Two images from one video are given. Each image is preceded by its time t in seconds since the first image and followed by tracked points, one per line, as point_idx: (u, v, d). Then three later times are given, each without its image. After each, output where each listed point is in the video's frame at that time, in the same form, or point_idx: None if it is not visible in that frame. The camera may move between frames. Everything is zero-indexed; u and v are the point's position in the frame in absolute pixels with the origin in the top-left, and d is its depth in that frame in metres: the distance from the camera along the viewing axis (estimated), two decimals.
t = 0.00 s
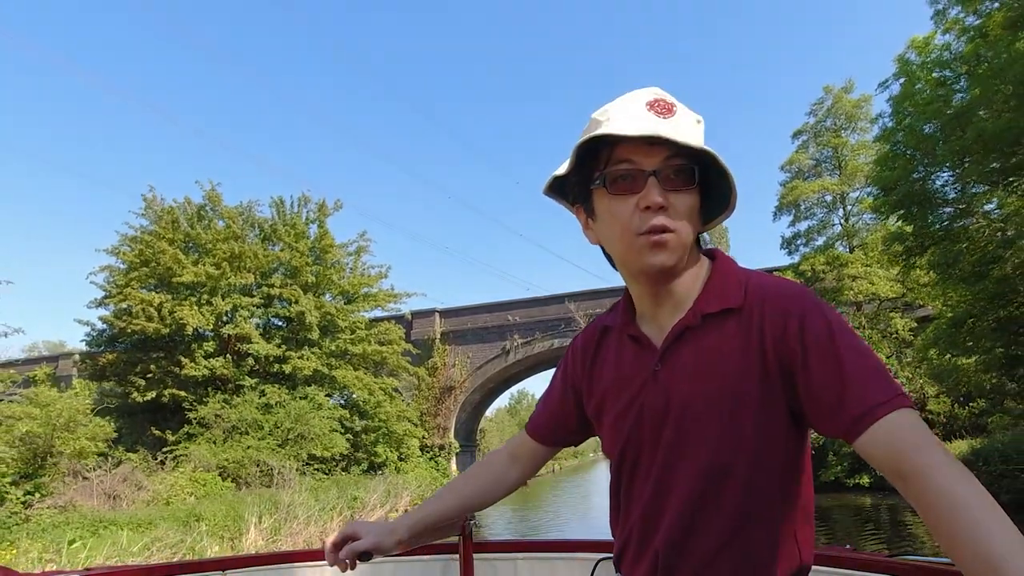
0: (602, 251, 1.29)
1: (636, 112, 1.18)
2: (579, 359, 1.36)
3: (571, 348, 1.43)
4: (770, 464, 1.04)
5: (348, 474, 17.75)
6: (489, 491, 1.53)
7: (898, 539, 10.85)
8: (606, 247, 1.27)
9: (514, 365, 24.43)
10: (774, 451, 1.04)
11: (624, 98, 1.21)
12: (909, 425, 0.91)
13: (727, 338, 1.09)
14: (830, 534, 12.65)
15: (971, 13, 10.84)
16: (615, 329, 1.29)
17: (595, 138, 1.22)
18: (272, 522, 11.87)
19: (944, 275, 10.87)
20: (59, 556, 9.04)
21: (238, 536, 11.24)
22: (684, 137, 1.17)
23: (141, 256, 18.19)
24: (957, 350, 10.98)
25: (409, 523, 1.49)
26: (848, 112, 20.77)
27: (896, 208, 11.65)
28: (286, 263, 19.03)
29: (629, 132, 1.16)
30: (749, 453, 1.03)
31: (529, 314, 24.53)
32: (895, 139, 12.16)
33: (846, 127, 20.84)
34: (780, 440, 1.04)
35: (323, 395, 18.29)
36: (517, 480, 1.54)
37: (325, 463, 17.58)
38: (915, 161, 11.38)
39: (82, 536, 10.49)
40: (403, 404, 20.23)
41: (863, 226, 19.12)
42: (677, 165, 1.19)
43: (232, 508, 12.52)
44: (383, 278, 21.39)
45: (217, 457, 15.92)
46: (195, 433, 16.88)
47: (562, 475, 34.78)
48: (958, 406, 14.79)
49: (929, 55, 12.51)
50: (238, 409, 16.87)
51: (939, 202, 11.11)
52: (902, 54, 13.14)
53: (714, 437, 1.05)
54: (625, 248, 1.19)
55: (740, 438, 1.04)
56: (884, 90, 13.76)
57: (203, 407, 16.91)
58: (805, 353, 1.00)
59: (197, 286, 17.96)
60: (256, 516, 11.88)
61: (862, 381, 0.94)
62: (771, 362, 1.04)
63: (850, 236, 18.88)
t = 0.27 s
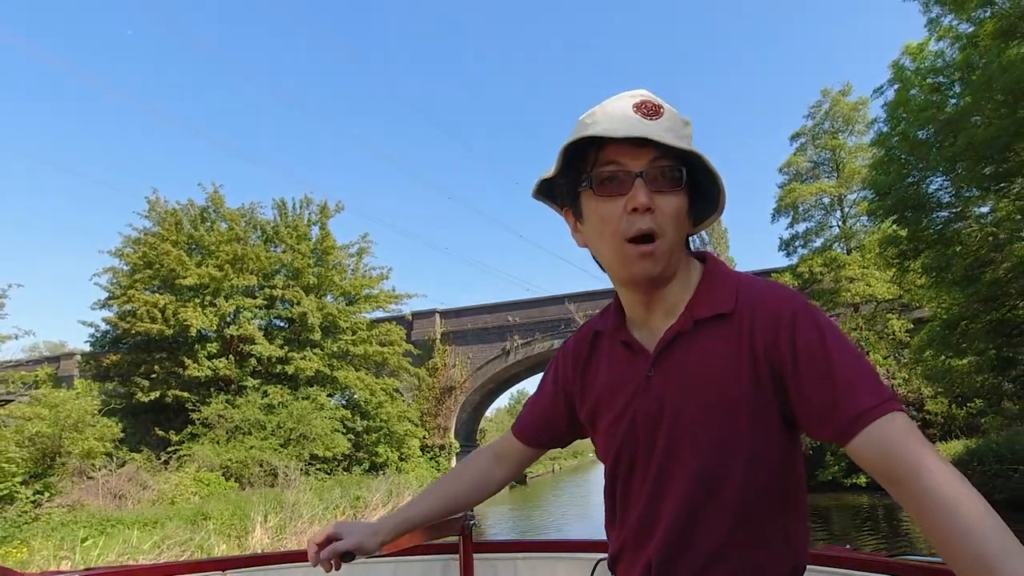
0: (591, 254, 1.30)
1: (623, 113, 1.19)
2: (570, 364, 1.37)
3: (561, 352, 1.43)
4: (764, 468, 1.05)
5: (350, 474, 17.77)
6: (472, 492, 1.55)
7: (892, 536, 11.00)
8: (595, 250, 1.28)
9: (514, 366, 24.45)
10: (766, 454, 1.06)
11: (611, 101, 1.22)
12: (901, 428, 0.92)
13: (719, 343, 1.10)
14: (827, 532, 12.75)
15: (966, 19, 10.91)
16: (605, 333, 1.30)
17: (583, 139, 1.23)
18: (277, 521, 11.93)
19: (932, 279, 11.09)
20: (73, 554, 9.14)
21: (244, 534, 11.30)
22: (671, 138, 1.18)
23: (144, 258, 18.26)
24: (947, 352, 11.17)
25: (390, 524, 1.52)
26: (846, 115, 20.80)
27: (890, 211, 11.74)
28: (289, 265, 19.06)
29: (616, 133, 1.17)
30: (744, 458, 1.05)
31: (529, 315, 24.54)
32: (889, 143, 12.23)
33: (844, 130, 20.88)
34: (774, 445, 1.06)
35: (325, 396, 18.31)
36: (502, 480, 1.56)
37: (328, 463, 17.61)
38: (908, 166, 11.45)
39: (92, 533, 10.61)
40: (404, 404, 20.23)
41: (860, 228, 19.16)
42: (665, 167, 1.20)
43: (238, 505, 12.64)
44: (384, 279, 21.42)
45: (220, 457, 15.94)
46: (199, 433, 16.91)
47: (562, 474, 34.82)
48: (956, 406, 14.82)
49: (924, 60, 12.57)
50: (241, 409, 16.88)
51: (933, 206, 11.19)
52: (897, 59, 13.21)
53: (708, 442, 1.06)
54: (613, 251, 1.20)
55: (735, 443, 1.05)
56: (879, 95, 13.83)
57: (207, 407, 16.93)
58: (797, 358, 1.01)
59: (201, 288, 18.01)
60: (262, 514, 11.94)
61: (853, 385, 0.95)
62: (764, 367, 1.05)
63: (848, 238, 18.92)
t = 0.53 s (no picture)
0: (586, 255, 1.30)
1: (616, 112, 1.19)
2: (564, 364, 1.38)
3: (555, 353, 1.44)
4: (760, 469, 1.06)
5: (352, 475, 17.78)
6: (455, 492, 1.55)
7: (890, 535, 11.10)
8: (589, 249, 1.29)
9: (514, 366, 24.46)
10: (762, 455, 1.07)
11: (604, 100, 1.22)
12: (894, 430, 0.93)
13: (714, 344, 1.11)
14: (826, 532, 12.84)
15: (961, 25, 11.01)
16: (600, 335, 1.31)
17: (576, 139, 1.23)
18: (282, 520, 11.99)
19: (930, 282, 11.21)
20: (88, 551, 9.25)
21: (251, 533, 11.38)
22: (664, 137, 1.18)
23: (148, 259, 18.34)
24: (942, 354, 11.31)
25: (374, 524, 1.53)
26: (844, 117, 20.86)
27: (887, 215, 11.82)
28: (290, 267, 19.09)
29: (609, 133, 1.18)
30: (739, 458, 1.06)
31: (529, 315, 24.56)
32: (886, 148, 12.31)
33: (842, 133, 20.94)
34: (769, 447, 1.07)
35: (327, 396, 18.33)
36: (487, 480, 1.55)
37: (330, 463, 17.64)
38: (903, 170, 11.56)
39: (103, 532, 10.72)
40: (405, 404, 20.22)
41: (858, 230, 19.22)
42: (659, 166, 1.20)
43: (245, 504, 12.77)
44: (385, 280, 21.45)
45: (223, 457, 15.98)
46: (201, 434, 16.93)
47: (561, 475, 34.84)
48: (954, 406, 14.87)
49: (919, 66, 12.64)
50: (244, 410, 16.91)
51: (928, 211, 11.28)
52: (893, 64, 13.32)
53: (704, 444, 1.07)
54: (607, 251, 1.20)
55: (730, 445, 1.06)
56: (875, 100, 13.93)
57: (209, 408, 16.96)
58: (790, 361, 1.03)
59: (205, 289, 18.09)
60: (268, 513, 12.01)
61: (848, 387, 0.96)
62: (757, 369, 1.06)
63: (846, 240, 18.97)
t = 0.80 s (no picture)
0: (583, 252, 1.31)
1: (613, 111, 1.20)
2: (560, 362, 1.40)
3: (552, 351, 1.45)
4: (755, 469, 1.08)
5: (354, 475, 17.80)
6: (446, 491, 1.55)
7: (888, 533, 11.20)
8: (586, 247, 1.30)
9: (514, 367, 24.49)
10: (758, 455, 1.08)
11: (601, 99, 1.23)
12: (888, 432, 0.95)
13: (711, 343, 1.12)
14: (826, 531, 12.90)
15: (952, 33, 11.15)
16: (597, 334, 1.32)
17: (573, 138, 1.24)
18: (287, 519, 12.06)
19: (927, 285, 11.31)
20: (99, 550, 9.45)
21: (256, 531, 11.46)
22: (661, 136, 1.19)
23: (152, 261, 18.43)
24: (933, 357, 11.50)
25: (368, 524, 1.55)
26: (842, 120, 20.94)
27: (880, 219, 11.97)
28: (292, 268, 19.09)
29: (608, 131, 1.18)
30: (735, 458, 1.07)
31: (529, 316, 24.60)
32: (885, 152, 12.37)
33: (840, 135, 21.03)
34: (765, 448, 1.08)
35: (328, 397, 18.34)
36: (477, 477, 1.55)
37: (332, 463, 17.64)
38: (896, 175, 11.62)
39: (110, 531, 10.92)
40: (407, 405, 20.18)
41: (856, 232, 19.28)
42: (656, 165, 1.21)
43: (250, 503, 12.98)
44: (386, 282, 21.47)
45: (226, 457, 16.04)
46: (204, 434, 16.98)
47: (562, 475, 34.84)
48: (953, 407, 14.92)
49: (914, 71, 12.75)
50: (247, 410, 16.96)
51: (922, 215, 11.39)
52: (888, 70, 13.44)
53: (700, 444, 1.09)
54: (604, 249, 1.21)
55: (726, 444, 1.07)
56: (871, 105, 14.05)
57: (212, 408, 17.01)
58: (786, 360, 1.04)
59: (208, 291, 18.23)
60: (273, 513, 12.10)
61: (842, 387, 0.98)
62: (754, 368, 1.07)
63: (844, 242, 19.03)
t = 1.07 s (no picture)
0: (582, 254, 1.32)
1: (610, 113, 1.21)
2: (560, 361, 1.41)
3: (552, 350, 1.46)
4: (757, 466, 1.09)
5: (356, 474, 17.82)
6: (444, 489, 1.56)
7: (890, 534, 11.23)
8: (585, 248, 1.31)
9: (514, 367, 24.53)
10: (760, 454, 1.09)
11: (597, 100, 1.24)
12: (892, 428, 0.96)
13: (713, 343, 1.13)
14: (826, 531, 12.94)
15: (946, 40, 11.30)
16: (597, 333, 1.33)
17: (569, 141, 1.25)
18: (293, 518, 12.13)
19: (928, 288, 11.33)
20: (112, 547, 9.61)
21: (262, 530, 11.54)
22: (658, 136, 1.20)
23: (155, 263, 18.49)
24: (927, 359, 11.63)
25: (366, 525, 1.56)
26: (840, 122, 21.04)
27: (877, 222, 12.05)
28: (294, 269, 19.10)
29: (604, 134, 1.19)
30: (736, 456, 1.08)
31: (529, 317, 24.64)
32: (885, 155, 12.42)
33: (838, 138, 21.12)
34: (766, 446, 1.09)
35: (330, 397, 18.37)
36: (476, 475, 1.56)
37: (335, 463, 17.63)
38: (891, 180, 11.73)
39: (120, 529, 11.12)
40: (408, 405, 20.16)
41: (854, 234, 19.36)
42: (652, 166, 1.22)
43: (256, 502, 13.16)
44: (388, 283, 21.49)
45: (230, 457, 16.08)
46: (208, 434, 17.00)
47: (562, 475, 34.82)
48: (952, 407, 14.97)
49: (908, 77, 12.86)
50: (250, 410, 17.00)
51: (918, 219, 11.49)
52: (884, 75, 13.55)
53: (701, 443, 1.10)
54: (602, 249, 1.22)
55: (727, 442, 1.08)
56: (868, 109, 14.16)
57: (215, 409, 17.05)
58: (788, 360, 1.05)
59: (211, 292, 18.19)
60: (279, 512, 12.17)
61: (845, 386, 0.98)
62: (755, 368, 1.08)
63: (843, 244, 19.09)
